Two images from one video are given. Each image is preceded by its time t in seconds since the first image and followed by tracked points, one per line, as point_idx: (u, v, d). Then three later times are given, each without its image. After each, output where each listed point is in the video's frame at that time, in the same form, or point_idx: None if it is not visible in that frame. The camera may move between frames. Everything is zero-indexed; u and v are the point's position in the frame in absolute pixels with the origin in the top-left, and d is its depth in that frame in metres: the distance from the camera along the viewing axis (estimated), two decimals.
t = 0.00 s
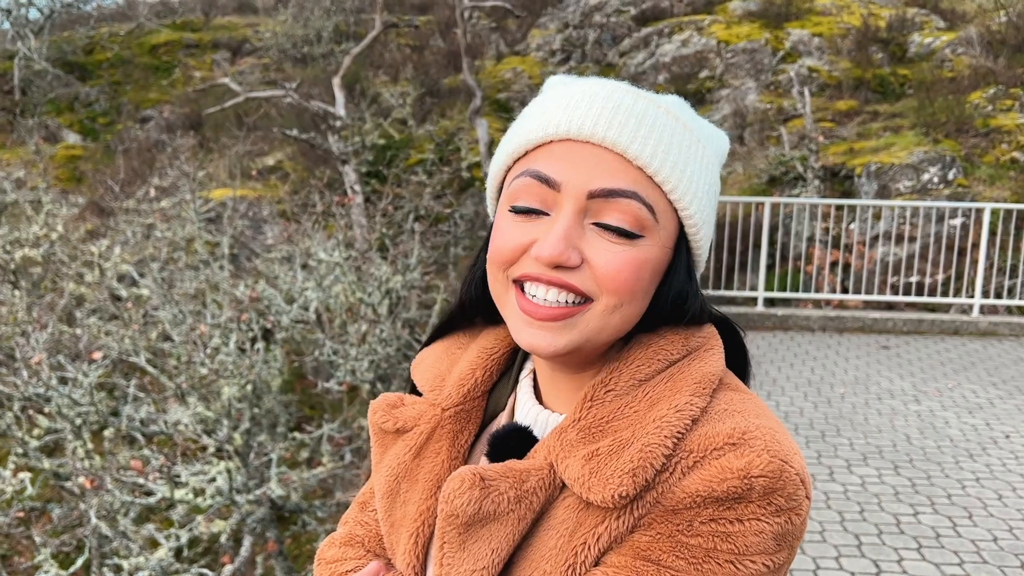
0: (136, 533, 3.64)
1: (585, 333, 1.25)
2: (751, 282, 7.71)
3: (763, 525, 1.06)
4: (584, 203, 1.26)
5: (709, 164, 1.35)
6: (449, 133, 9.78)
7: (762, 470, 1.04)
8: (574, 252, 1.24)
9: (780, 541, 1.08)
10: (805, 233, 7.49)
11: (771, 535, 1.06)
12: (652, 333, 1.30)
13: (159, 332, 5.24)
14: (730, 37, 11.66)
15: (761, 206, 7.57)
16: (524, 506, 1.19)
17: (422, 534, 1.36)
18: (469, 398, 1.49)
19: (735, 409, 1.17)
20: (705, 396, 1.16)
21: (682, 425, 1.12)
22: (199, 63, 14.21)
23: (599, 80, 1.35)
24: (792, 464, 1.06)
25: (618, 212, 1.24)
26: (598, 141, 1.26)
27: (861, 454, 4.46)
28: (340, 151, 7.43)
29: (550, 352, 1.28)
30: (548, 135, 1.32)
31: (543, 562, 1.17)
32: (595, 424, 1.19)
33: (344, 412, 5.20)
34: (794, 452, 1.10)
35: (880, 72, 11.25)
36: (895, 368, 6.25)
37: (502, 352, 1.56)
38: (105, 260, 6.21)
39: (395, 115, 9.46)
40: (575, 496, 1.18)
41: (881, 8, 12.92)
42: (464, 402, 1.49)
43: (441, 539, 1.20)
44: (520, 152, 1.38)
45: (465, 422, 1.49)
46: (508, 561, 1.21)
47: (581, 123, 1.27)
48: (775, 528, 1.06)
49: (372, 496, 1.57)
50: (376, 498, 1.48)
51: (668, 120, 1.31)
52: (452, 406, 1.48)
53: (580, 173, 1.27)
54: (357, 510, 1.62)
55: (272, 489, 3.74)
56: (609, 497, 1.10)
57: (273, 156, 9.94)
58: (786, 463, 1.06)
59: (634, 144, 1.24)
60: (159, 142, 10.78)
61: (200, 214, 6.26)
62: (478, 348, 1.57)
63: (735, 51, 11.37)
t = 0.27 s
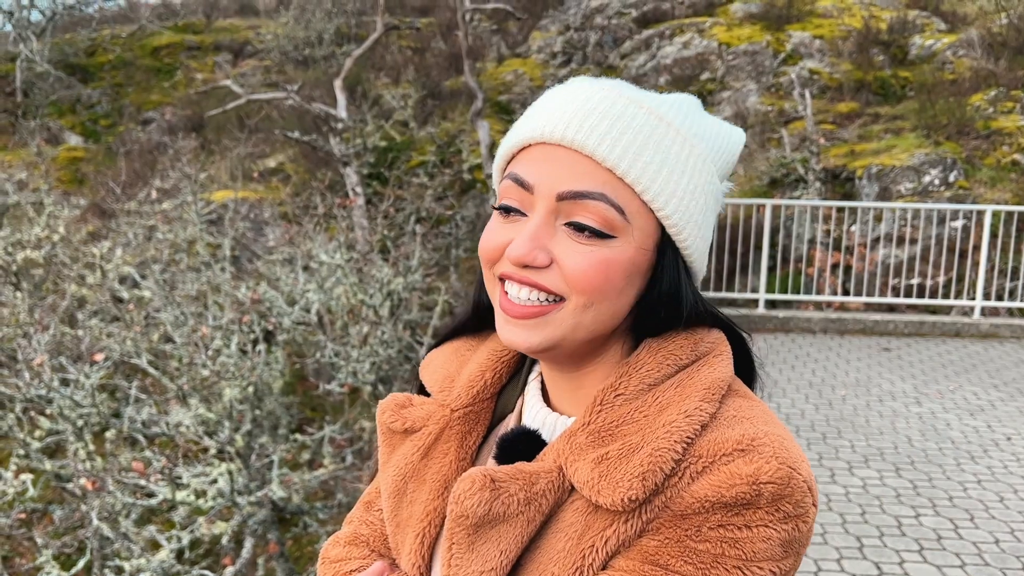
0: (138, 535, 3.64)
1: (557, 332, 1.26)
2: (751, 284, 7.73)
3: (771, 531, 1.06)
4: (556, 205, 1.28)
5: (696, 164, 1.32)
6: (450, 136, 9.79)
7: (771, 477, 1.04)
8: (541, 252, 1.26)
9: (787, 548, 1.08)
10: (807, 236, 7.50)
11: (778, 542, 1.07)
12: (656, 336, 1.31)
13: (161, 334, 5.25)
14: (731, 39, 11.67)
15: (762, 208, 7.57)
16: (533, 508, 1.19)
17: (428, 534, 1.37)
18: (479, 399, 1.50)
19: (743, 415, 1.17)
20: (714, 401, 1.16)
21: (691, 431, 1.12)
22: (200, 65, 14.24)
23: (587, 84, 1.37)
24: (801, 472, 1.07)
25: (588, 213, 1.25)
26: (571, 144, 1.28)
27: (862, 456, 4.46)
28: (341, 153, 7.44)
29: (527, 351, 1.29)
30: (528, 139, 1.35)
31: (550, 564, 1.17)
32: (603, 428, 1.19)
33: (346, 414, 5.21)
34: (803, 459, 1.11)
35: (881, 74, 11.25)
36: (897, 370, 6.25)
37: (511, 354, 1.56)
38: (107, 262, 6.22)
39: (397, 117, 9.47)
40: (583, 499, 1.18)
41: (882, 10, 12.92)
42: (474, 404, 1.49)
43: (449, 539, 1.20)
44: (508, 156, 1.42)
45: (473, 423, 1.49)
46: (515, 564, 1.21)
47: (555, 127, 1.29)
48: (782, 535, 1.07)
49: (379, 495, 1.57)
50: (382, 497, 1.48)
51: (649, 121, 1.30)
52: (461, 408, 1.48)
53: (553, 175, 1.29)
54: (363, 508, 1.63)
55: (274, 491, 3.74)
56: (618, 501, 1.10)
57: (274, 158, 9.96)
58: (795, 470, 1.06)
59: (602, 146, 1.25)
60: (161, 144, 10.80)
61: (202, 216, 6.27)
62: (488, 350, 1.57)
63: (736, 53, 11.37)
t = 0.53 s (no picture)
0: (137, 538, 3.64)
1: (523, 334, 1.27)
2: (751, 286, 7.73)
3: (773, 538, 1.06)
4: (520, 209, 1.30)
5: (660, 159, 1.29)
6: (450, 137, 9.79)
7: (775, 482, 1.04)
8: (506, 255, 1.28)
9: (790, 553, 1.08)
10: (806, 238, 7.50)
11: (781, 548, 1.07)
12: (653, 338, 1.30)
13: (161, 336, 5.25)
14: (731, 42, 11.68)
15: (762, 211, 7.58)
16: (535, 512, 1.18)
17: (425, 535, 1.37)
18: (476, 399, 1.49)
19: (746, 420, 1.17)
20: (716, 405, 1.16)
21: (694, 435, 1.11)
22: (200, 67, 14.25)
23: (563, 94, 1.39)
24: (803, 477, 1.07)
25: (547, 215, 1.27)
26: (531, 150, 1.31)
27: (862, 458, 4.45)
28: (341, 155, 7.44)
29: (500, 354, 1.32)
30: (504, 150, 1.40)
31: (551, 567, 1.16)
32: (605, 431, 1.19)
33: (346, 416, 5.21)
34: (805, 464, 1.11)
35: (881, 77, 11.26)
36: (896, 372, 6.25)
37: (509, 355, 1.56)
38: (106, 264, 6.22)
39: (397, 119, 9.48)
40: (585, 502, 1.17)
41: (882, 13, 12.93)
42: (470, 404, 1.49)
43: (449, 542, 1.20)
44: (496, 170, 1.48)
45: (470, 424, 1.49)
46: (516, 567, 1.20)
47: (519, 135, 1.33)
48: (785, 541, 1.07)
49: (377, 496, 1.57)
50: (380, 498, 1.48)
51: (611, 121, 1.30)
52: (458, 408, 1.48)
53: (518, 181, 1.32)
54: (362, 510, 1.63)
55: (274, 493, 3.74)
56: (621, 505, 1.09)
57: (274, 160, 9.96)
58: (798, 475, 1.06)
59: (554, 148, 1.27)
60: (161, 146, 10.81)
61: (202, 218, 6.27)
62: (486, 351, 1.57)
63: (736, 55, 11.38)
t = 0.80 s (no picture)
0: (136, 540, 3.63)
1: (521, 327, 1.26)
2: (750, 288, 7.74)
3: (772, 541, 1.06)
4: (516, 205, 1.31)
5: (652, 150, 1.30)
6: (449, 139, 9.80)
7: (773, 485, 1.04)
8: (502, 249, 1.28)
9: (787, 557, 1.08)
10: (805, 240, 7.50)
11: (779, 550, 1.07)
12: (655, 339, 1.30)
13: (159, 338, 5.25)
14: (730, 44, 11.71)
15: (761, 213, 7.59)
16: (533, 514, 1.18)
17: (421, 538, 1.37)
18: (472, 403, 1.49)
19: (745, 423, 1.16)
20: (715, 408, 1.15)
21: (693, 438, 1.11)
22: (200, 69, 14.26)
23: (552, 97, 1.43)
24: (802, 479, 1.07)
25: (543, 205, 1.28)
26: (523, 146, 1.32)
27: (861, 460, 4.45)
28: (340, 158, 7.44)
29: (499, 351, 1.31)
30: (496, 153, 1.42)
31: (549, 570, 1.16)
32: (604, 433, 1.18)
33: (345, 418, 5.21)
34: (803, 467, 1.11)
35: (879, 79, 11.28)
36: (895, 374, 6.26)
37: (506, 358, 1.56)
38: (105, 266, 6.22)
39: (396, 121, 9.48)
40: (583, 505, 1.17)
41: (881, 15, 12.94)
42: (467, 407, 1.49)
43: (447, 544, 1.19)
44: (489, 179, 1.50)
45: (467, 426, 1.49)
46: (513, 569, 1.20)
47: (511, 134, 1.35)
48: (783, 544, 1.07)
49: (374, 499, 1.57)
50: (377, 501, 1.48)
51: (601, 114, 1.32)
52: (454, 411, 1.48)
53: (512, 179, 1.33)
54: (358, 514, 1.63)
55: (272, 495, 3.73)
56: (620, 508, 1.09)
57: (273, 162, 9.97)
58: (796, 478, 1.06)
59: (547, 141, 1.28)
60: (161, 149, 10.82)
61: (201, 220, 6.27)
62: (483, 354, 1.57)
63: (734, 58, 11.40)
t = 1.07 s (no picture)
0: (133, 542, 3.62)
1: (517, 329, 1.25)
2: (749, 290, 7.74)
3: (771, 546, 1.06)
4: (510, 207, 1.31)
5: (645, 150, 1.31)
6: (447, 142, 9.79)
7: (773, 490, 1.03)
8: (497, 252, 1.28)
9: (786, 562, 1.08)
10: (803, 242, 7.50)
11: (778, 556, 1.06)
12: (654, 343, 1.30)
13: (157, 340, 5.24)
14: (728, 47, 11.72)
15: (759, 215, 7.59)
16: (531, 519, 1.18)
17: (417, 542, 1.36)
18: (470, 408, 1.50)
19: (744, 428, 1.16)
20: (714, 413, 1.15)
21: (692, 443, 1.11)
22: (198, 71, 14.26)
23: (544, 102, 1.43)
24: (801, 485, 1.06)
25: (537, 206, 1.28)
26: (516, 149, 1.33)
27: (859, 463, 4.45)
28: (338, 159, 7.43)
29: (495, 356, 1.30)
30: (490, 157, 1.43)
31: None
32: (603, 438, 1.18)
33: (343, 420, 5.20)
34: (803, 473, 1.10)
35: (877, 82, 11.28)
36: (893, 377, 6.26)
37: (504, 364, 1.56)
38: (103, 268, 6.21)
39: (394, 123, 9.48)
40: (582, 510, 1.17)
41: (879, 18, 12.95)
42: (465, 412, 1.49)
43: (444, 549, 1.19)
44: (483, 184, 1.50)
45: (464, 431, 1.49)
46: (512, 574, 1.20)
47: (504, 138, 1.35)
48: (782, 549, 1.06)
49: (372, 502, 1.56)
50: (373, 505, 1.47)
51: (593, 116, 1.32)
52: (452, 415, 1.48)
53: (506, 181, 1.34)
54: (354, 518, 1.62)
55: (271, 497, 3.72)
56: (619, 513, 1.09)
57: (272, 164, 9.97)
58: (796, 484, 1.06)
59: (540, 142, 1.29)
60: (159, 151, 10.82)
61: (199, 222, 6.27)
62: (481, 358, 1.57)
63: (733, 60, 11.42)
